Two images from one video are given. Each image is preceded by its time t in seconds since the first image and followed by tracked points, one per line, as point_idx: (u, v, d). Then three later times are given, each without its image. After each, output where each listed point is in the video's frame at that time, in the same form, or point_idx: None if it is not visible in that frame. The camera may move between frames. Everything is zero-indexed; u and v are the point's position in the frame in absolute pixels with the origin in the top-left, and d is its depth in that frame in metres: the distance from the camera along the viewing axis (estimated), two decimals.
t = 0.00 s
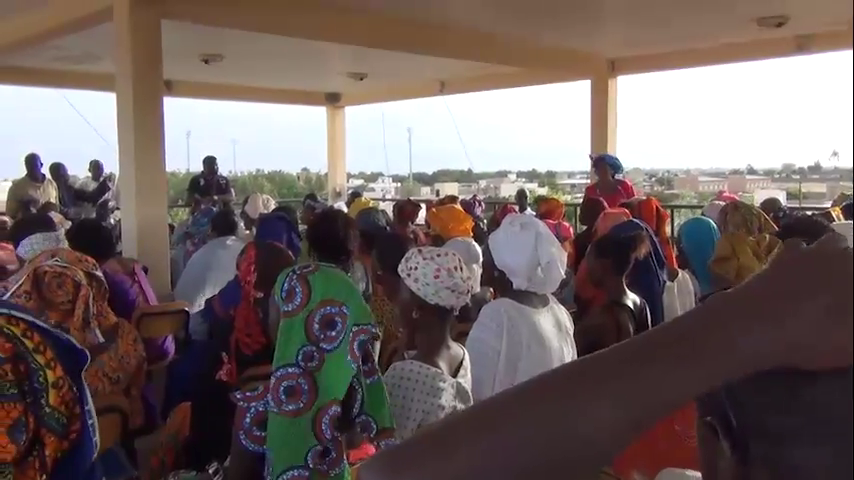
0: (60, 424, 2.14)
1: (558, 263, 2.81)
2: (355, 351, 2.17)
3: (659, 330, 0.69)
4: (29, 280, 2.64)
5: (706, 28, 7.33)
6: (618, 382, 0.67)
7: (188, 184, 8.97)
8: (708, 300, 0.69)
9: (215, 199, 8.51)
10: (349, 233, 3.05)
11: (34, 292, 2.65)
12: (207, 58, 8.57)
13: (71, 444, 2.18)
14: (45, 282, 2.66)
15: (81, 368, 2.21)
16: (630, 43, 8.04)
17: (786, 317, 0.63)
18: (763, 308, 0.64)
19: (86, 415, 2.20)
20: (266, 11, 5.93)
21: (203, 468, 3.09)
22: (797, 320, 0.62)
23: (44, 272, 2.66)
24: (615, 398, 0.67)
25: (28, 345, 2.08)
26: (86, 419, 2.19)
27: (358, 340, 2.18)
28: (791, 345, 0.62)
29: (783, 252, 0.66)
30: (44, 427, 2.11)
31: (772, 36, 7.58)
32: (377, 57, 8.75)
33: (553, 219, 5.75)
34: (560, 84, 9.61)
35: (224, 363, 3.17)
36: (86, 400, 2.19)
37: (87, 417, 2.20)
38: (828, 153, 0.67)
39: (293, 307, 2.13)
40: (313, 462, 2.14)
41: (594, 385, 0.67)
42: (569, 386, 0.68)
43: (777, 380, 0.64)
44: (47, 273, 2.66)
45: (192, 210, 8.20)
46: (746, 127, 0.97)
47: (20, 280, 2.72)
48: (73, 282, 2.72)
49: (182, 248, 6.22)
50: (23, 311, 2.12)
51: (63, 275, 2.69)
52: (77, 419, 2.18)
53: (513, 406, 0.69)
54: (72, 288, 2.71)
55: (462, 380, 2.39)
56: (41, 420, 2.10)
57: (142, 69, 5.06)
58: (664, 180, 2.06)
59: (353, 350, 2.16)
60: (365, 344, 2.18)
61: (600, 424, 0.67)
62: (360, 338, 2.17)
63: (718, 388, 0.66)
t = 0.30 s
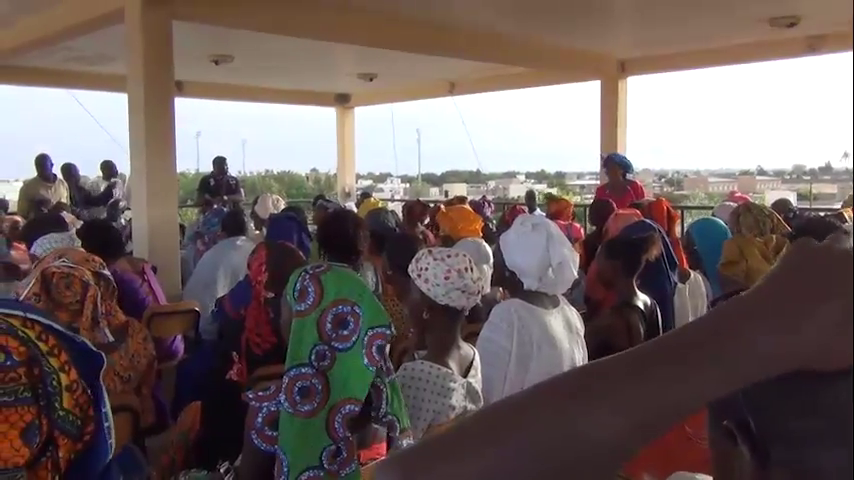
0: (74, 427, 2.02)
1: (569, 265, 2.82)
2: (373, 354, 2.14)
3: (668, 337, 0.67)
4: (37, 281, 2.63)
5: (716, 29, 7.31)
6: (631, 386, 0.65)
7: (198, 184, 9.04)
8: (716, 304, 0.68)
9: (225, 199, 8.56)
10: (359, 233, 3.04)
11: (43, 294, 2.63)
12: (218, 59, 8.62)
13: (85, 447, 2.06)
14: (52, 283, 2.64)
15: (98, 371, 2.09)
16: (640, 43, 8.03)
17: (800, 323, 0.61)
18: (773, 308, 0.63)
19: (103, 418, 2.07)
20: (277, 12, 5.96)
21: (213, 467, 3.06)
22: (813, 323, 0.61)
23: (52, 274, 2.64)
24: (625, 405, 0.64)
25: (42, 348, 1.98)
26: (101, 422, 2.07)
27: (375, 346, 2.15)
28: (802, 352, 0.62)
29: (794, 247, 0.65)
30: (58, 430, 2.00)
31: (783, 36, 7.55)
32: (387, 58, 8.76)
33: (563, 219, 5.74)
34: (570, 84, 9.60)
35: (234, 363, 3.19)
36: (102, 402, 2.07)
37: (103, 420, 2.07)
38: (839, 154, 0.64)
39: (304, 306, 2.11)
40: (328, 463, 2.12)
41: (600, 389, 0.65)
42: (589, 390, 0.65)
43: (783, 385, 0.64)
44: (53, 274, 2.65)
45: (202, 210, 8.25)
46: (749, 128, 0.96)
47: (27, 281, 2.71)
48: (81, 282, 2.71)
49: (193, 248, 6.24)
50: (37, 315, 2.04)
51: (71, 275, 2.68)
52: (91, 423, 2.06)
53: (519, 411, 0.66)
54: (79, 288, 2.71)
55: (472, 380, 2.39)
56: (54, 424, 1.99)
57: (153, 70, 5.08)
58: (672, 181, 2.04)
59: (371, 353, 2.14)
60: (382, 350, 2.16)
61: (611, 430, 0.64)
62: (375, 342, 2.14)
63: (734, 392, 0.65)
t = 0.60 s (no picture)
0: (80, 408, 1.90)
1: (579, 264, 2.82)
2: (371, 353, 2.14)
3: (678, 338, 0.67)
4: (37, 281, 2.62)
5: (724, 29, 7.28)
6: (637, 385, 0.65)
7: (205, 183, 9.06)
8: (733, 306, 0.68)
9: (232, 198, 8.58)
10: (365, 232, 3.04)
11: (44, 294, 2.63)
12: (225, 58, 8.63)
13: (92, 429, 1.95)
14: (53, 282, 2.64)
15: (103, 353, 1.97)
16: (647, 43, 8.01)
17: (819, 323, 0.59)
18: (789, 308, 0.62)
19: (110, 401, 1.96)
20: (284, 11, 5.96)
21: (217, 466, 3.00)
22: (832, 323, 0.58)
23: (51, 273, 2.64)
24: (630, 403, 0.64)
25: (49, 330, 1.86)
26: (109, 405, 1.96)
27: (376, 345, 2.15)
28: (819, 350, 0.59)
29: (812, 246, 0.63)
30: (66, 412, 1.88)
31: (791, 36, 7.52)
32: (393, 57, 8.77)
33: (570, 219, 5.73)
34: (576, 84, 9.58)
35: (242, 361, 3.20)
36: (109, 384, 1.95)
37: (110, 403, 1.96)
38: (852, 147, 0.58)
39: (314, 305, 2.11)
40: (336, 463, 2.09)
41: (608, 387, 0.65)
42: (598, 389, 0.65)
43: (803, 385, 0.61)
44: (54, 274, 2.64)
45: (209, 210, 8.26)
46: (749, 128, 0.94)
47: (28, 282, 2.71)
48: (81, 280, 2.70)
49: (200, 247, 6.25)
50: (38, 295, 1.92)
51: (70, 274, 2.67)
52: (98, 405, 1.95)
53: (531, 410, 0.67)
54: (80, 286, 2.69)
55: (480, 379, 2.38)
56: (62, 406, 1.87)
57: (160, 70, 5.09)
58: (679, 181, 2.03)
59: (369, 352, 2.14)
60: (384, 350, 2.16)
61: (617, 429, 0.64)
62: (379, 342, 2.15)
63: (752, 391, 0.63)
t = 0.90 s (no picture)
0: (95, 395, 1.83)
1: (585, 260, 2.81)
2: (380, 352, 2.10)
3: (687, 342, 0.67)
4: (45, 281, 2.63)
5: (730, 27, 7.26)
6: (651, 388, 0.64)
7: (210, 182, 9.03)
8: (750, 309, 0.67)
9: (237, 196, 8.56)
10: (371, 230, 3.04)
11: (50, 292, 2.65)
12: (231, 56, 8.61)
13: (107, 415, 1.89)
14: (59, 281, 2.65)
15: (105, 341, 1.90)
16: (653, 42, 7.99)
17: (832, 320, 0.60)
18: (805, 307, 0.61)
19: (121, 384, 1.89)
20: (289, 10, 5.96)
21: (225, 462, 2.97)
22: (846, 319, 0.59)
23: (57, 272, 2.66)
24: (641, 405, 0.63)
25: (55, 324, 1.78)
26: (119, 388, 1.89)
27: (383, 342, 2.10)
28: (838, 348, 0.59)
29: (831, 249, 0.63)
30: (85, 402, 1.82)
31: (797, 35, 7.51)
32: (399, 55, 8.75)
33: (576, 217, 5.73)
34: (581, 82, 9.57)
35: (249, 359, 3.20)
36: (117, 368, 1.89)
37: (120, 387, 1.89)
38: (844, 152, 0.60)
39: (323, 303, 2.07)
40: (345, 460, 2.04)
41: (622, 388, 0.64)
42: (603, 394, 0.65)
43: (824, 383, 0.61)
44: (60, 272, 2.66)
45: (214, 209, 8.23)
46: (760, 125, 0.94)
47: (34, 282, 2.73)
48: (87, 278, 2.71)
49: (206, 245, 6.26)
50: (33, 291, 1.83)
51: (76, 272, 2.69)
52: (110, 390, 1.88)
53: (544, 411, 0.66)
54: (86, 284, 2.71)
55: (487, 377, 2.39)
56: (78, 395, 1.80)
57: (167, 69, 5.10)
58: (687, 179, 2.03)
59: (377, 350, 2.09)
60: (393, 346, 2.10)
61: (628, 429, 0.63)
62: (385, 339, 2.09)
63: (771, 392, 0.62)
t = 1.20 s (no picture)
0: (111, 382, 1.78)
1: (594, 256, 2.82)
2: (395, 347, 2.06)
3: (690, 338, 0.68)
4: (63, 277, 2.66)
5: (740, 22, 7.24)
6: (672, 381, 0.64)
7: (218, 179, 9.07)
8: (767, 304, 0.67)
9: (246, 193, 8.59)
10: (380, 227, 3.05)
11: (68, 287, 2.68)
12: (239, 52, 8.64)
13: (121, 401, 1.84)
14: (77, 277, 2.68)
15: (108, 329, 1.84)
16: (661, 37, 7.97)
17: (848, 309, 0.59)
18: (819, 298, 0.61)
19: (131, 368, 1.84)
20: (297, 6, 5.96)
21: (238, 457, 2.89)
22: None
23: (75, 268, 2.69)
24: (662, 398, 0.63)
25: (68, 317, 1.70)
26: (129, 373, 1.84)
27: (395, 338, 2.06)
28: None
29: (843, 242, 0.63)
30: (104, 391, 1.76)
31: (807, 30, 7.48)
32: (407, 51, 8.75)
33: (584, 214, 5.72)
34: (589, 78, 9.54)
35: (260, 356, 3.21)
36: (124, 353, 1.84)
37: (129, 371, 1.84)
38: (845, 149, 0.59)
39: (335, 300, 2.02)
40: (358, 455, 1.98)
41: (641, 381, 0.65)
42: (599, 391, 0.64)
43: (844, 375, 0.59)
44: (77, 269, 2.69)
45: (223, 205, 8.27)
46: (771, 123, 0.92)
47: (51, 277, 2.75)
48: (104, 275, 2.74)
49: (215, 241, 6.29)
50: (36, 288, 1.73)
51: (94, 269, 2.72)
52: (119, 376, 1.82)
53: (561, 404, 0.65)
54: (103, 281, 2.73)
55: (498, 373, 2.42)
56: (100, 385, 1.75)
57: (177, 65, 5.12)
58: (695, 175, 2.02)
59: (391, 346, 2.05)
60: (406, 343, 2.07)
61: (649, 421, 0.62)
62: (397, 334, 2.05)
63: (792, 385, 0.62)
